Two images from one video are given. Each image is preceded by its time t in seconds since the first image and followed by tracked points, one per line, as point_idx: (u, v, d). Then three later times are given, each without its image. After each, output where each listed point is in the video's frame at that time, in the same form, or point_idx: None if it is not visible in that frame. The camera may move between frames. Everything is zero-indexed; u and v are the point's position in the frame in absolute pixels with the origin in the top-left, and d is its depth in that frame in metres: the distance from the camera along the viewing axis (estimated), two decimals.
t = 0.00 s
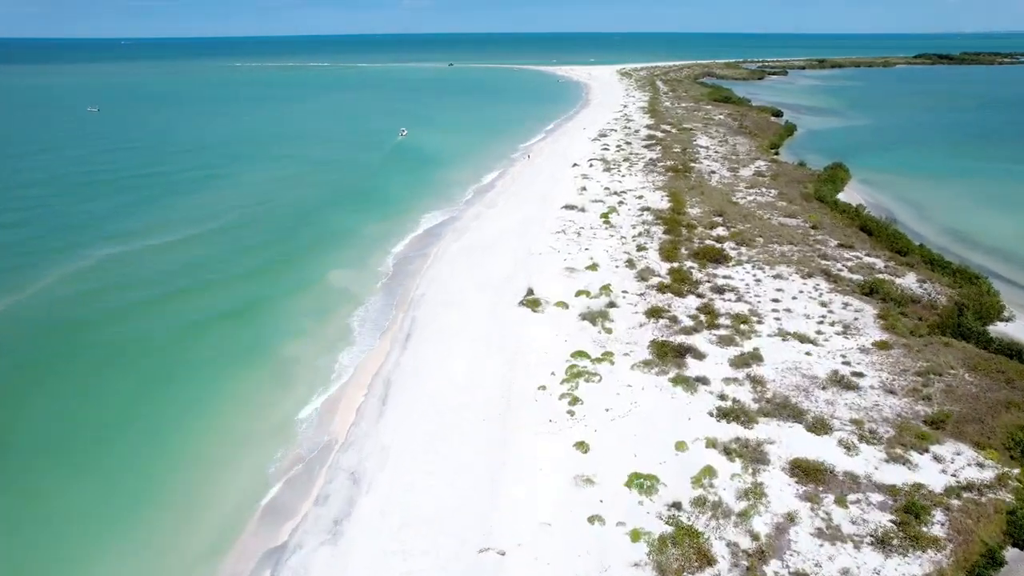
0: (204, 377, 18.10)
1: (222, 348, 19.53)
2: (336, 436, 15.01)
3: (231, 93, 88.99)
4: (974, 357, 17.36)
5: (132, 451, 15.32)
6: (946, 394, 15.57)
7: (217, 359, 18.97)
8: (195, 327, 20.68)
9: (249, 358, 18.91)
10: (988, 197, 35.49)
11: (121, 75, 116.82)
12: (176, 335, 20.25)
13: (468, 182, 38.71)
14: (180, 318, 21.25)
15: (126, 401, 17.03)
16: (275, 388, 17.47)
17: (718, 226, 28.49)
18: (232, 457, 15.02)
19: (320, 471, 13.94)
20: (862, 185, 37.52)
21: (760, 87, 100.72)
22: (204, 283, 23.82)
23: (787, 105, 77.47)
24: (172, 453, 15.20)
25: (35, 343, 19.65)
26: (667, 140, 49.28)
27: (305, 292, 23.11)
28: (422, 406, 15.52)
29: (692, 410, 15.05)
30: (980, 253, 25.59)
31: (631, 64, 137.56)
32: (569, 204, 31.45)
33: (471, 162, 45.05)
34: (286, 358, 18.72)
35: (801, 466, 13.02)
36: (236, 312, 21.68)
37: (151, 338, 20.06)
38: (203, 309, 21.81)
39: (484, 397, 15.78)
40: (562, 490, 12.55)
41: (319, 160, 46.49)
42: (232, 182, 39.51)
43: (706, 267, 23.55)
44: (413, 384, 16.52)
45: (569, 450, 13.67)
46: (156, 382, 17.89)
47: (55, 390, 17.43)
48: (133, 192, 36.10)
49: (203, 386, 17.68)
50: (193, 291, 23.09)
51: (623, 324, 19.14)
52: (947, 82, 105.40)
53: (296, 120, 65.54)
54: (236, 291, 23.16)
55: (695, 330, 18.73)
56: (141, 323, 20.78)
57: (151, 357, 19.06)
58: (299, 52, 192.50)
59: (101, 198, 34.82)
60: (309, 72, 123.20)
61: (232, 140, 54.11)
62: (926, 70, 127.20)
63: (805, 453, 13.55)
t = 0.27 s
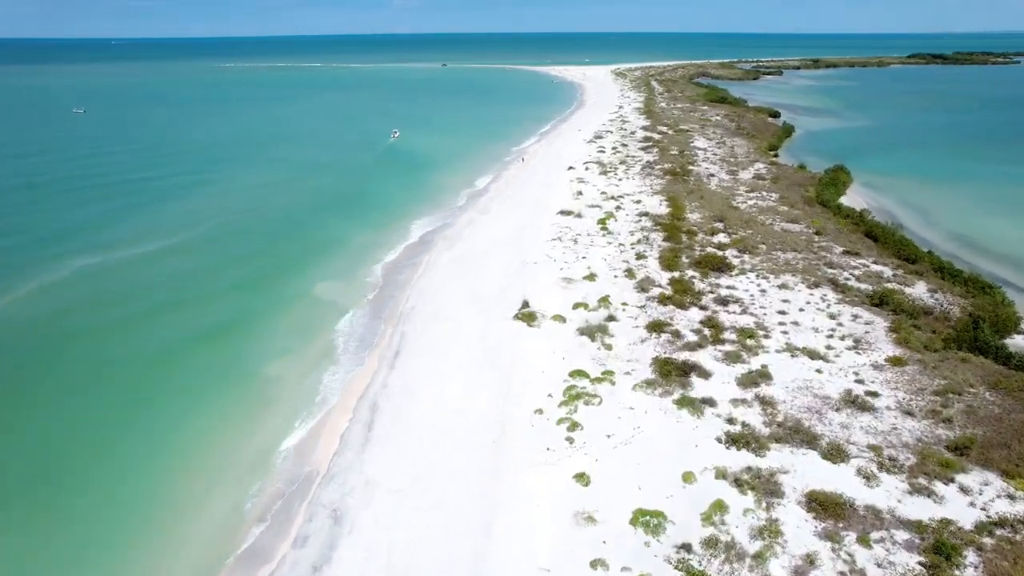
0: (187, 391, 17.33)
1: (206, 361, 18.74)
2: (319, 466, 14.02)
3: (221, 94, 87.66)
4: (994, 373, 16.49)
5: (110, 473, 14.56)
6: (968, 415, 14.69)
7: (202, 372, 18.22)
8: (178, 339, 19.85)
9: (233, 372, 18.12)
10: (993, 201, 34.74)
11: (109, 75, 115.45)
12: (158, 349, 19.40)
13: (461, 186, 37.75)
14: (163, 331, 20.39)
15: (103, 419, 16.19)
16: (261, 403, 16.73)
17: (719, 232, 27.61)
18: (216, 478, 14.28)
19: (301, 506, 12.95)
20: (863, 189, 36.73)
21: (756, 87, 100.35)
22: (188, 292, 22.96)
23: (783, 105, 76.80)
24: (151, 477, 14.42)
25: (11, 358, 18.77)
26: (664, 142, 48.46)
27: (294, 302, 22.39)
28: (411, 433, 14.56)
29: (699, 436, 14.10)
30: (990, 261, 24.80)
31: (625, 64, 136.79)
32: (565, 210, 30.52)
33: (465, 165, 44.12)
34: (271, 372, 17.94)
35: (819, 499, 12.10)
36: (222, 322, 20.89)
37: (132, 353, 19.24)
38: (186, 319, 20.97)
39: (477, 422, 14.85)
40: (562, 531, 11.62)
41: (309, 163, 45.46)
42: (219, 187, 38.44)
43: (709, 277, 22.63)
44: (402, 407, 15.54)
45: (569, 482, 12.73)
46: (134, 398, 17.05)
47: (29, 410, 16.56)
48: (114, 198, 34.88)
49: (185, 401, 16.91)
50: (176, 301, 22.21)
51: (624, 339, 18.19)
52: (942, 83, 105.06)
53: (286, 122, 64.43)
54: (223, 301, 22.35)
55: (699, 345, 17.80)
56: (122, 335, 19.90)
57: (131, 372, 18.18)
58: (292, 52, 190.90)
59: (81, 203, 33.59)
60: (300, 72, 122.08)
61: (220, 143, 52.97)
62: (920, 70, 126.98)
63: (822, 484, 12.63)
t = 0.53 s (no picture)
0: (165, 404, 16.76)
1: (185, 371, 18.12)
2: (295, 504, 13.04)
3: (204, 96, 86.03)
4: (1008, 389, 15.72)
5: (79, 498, 13.82)
6: (985, 436, 13.88)
7: (179, 384, 17.57)
8: (157, 350, 19.22)
9: (211, 389, 17.34)
10: (990, 203, 34.19)
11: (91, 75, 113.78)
12: (137, 361, 18.78)
13: (449, 190, 36.78)
14: (137, 344, 19.60)
15: (76, 437, 15.56)
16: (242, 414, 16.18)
17: (715, 238, 26.80)
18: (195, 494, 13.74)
19: (275, 550, 11.98)
20: (859, 191, 36.09)
21: (744, 87, 100.29)
22: (166, 302, 22.21)
23: (773, 106, 76.33)
24: (131, 494, 13.93)
25: None
26: (655, 144, 47.69)
27: (277, 308, 21.74)
28: (395, 462, 13.64)
29: (703, 463, 13.20)
30: (993, 267, 24.14)
31: (614, 65, 136.16)
32: (555, 215, 29.62)
33: (453, 168, 43.14)
34: (251, 388, 17.15)
35: (833, 536, 11.26)
36: (201, 331, 20.22)
37: (106, 369, 18.44)
38: (166, 329, 20.31)
39: (466, 449, 13.90)
40: None
41: (293, 167, 44.27)
42: (199, 191, 37.20)
43: (706, 286, 21.78)
44: (385, 434, 14.55)
45: (565, 520, 11.81)
46: (111, 411, 16.48)
47: None
48: (87, 203, 33.54)
49: (164, 414, 16.38)
50: (155, 310, 21.51)
51: (619, 356, 17.26)
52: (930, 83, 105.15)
53: (270, 124, 63.12)
54: (202, 309, 21.65)
55: (699, 362, 16.90)
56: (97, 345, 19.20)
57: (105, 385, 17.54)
58: (278, 53, 188.64)
59: (51, 209, 32.22)
60: (287, 72, 120.82)
61: (201, 146, 51.63)
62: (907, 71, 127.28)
63: (835, 517, 11.78)
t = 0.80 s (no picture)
0: (140, 419, 16.25)
1: (160, 385, 17.48)
2: (266, 548, 12.04)
3: (182, 98, 84.22)
4: (1020, 406, 14.96)
5: (34, 536, 12.85)
6: (1001, 459, 13.10)
7: (153, 398, 16.94)
8: (126, 366, 18.43)
9: (179, 414, 16.36)
10: (983, 204, 33.72)
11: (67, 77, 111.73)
12: (101, 381, 17.72)
13: (433, 195, 35.78)
14: (102, 363, 18.53)
15: (44, 453, 14.98)
16: (217, 429, 15.60)
17: (707, 244, 26.04)
18: (167, 516, 13.17)
19: None
20: (850, 194, 35.54)
21: (730, 87, 100.19)
22: (139, 312, 21.49)
23: (760, 106, 75.97)
24: (89, 532, 12.94)
25: None
26: (642, 145, 46.96)
27: (255, 318, 21.11)
28: (375, 494, 12.72)
29: (704, 494, 12.33)
30: (991, 273, 23.58)
31: (600, 65, 135.54)
32: (543, 221, 28.73)
33: (437, 172, 42.13)
34: (223, 413, 16.22)
35: None
36: (176, 342, 19.59)
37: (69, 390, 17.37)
38: (137, 344, 19.51)
39: (450, 481, 12.93)
40: None
41: (272, 171, 43.02)
42: (174, 198, 35.93)
43: (700, 296, 20.94)
44: (363, 466, 13.54)
45: (559, 563, 10.90)
46: (80, 427, 15.86)
47: None
48: (53, 211, 32.12)
49: (137, 431, 15.85)
50: (130, 322, 20.87)
51: (612, 374, 16.34)
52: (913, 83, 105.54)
53: (250, 127, 61.68)
54: (178, 319, 20.99)
55: (696, 380, 16.04)
56: (67, 359, 18.52)
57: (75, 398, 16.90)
58: (260, 53, 186.32)
59: (15, 218, 30.78)
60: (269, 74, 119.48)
61: (177, 150, 50.15)
62: (889, 71, 127.85)
63: (849, 554, 10.95)
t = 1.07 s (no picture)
0: (103, 446, 15.20)
1: (132, 401, 16.79)
2: None
3: (165, 100, 82.82)
4: None
5: None
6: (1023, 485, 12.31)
7: (124, 414, 16.25)
8: (90, 388, 17.35)
9: (145, 440, 15.32)
10: (979, 205, 33.17)
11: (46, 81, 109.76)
12: (62, 405, 16.65)
13: (420, 199, 34.81)
14: (65, 385, 17.44)
15: (7, 474, 14.35)
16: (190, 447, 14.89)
17: (702, 250, 25.27)
18: (132, 542, 12.49)
19: None
20: (845, 196, 34.92)
21: (718, 87, 99.84)
22: (112, 325, 20.75)
23: (749, 106, 75.49)
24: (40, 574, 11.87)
25: None
26: (633, 147, 46.22)
27: (234, 329, 20.36)
28: (355, 531, 11.79)
29: (711, 529, 11.46)
30: (994, 279, 22.93)
31: (588, 65, 134.98)
32: (532, 227, 27.84)
33: (424, 175, 41.17)
34: (192, 439, 15.19)
35: None
36: (150, 356, 18.89)
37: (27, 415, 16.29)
38: (104, 364, 18.44)
39: (436, 516, 11.98)
40: None
41: (254, 176, 41.89)
42: (151, 204, 34.77)
43: (697, 307, 20.12)
44: (342, 500, 12.56)
45: None
46: (46, 446, 15.18)
47: None
48: (23, 220, 30.91)
49: (99, 459, 14.79)
50: (98, 339, 19.79)
51: (608, 393, 15.45)
52: (901, 82, 105.53)
53: (233, 130, 60.49)
54: (152, 331, 20.25)
55: (697, 400, 15.19)
56: (32, 377, 17.66)
57: (41, 416, 16.22)
58: (247, 55, 184.81)
59: None
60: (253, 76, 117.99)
61: (157, 155, 48.90)
62: (877, 70, 128.03)
63: None
